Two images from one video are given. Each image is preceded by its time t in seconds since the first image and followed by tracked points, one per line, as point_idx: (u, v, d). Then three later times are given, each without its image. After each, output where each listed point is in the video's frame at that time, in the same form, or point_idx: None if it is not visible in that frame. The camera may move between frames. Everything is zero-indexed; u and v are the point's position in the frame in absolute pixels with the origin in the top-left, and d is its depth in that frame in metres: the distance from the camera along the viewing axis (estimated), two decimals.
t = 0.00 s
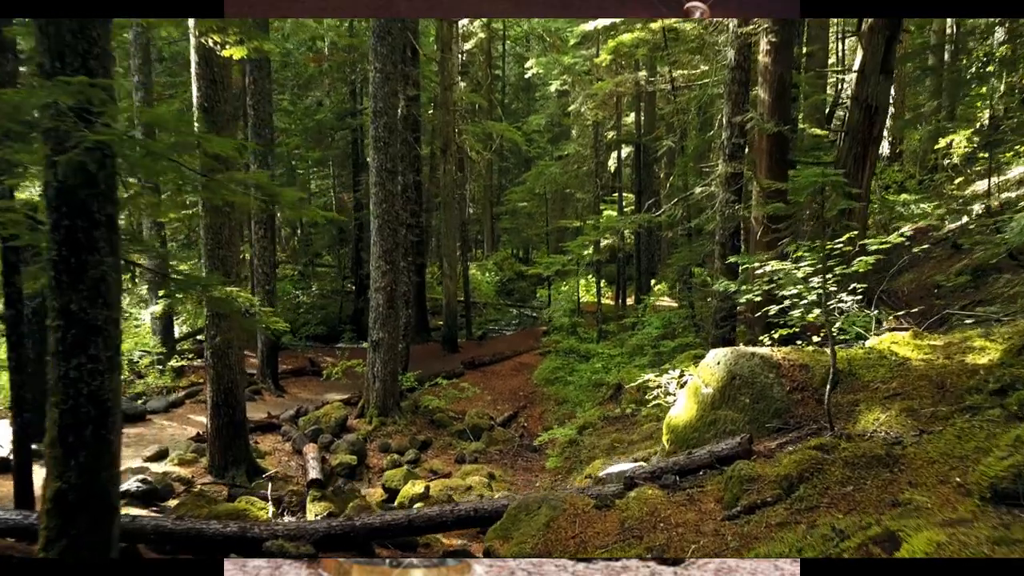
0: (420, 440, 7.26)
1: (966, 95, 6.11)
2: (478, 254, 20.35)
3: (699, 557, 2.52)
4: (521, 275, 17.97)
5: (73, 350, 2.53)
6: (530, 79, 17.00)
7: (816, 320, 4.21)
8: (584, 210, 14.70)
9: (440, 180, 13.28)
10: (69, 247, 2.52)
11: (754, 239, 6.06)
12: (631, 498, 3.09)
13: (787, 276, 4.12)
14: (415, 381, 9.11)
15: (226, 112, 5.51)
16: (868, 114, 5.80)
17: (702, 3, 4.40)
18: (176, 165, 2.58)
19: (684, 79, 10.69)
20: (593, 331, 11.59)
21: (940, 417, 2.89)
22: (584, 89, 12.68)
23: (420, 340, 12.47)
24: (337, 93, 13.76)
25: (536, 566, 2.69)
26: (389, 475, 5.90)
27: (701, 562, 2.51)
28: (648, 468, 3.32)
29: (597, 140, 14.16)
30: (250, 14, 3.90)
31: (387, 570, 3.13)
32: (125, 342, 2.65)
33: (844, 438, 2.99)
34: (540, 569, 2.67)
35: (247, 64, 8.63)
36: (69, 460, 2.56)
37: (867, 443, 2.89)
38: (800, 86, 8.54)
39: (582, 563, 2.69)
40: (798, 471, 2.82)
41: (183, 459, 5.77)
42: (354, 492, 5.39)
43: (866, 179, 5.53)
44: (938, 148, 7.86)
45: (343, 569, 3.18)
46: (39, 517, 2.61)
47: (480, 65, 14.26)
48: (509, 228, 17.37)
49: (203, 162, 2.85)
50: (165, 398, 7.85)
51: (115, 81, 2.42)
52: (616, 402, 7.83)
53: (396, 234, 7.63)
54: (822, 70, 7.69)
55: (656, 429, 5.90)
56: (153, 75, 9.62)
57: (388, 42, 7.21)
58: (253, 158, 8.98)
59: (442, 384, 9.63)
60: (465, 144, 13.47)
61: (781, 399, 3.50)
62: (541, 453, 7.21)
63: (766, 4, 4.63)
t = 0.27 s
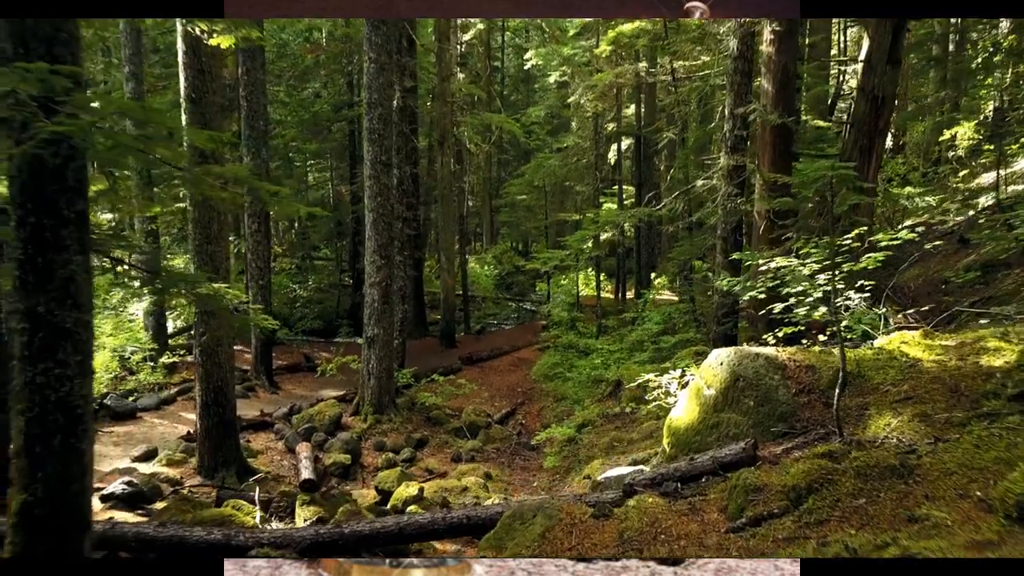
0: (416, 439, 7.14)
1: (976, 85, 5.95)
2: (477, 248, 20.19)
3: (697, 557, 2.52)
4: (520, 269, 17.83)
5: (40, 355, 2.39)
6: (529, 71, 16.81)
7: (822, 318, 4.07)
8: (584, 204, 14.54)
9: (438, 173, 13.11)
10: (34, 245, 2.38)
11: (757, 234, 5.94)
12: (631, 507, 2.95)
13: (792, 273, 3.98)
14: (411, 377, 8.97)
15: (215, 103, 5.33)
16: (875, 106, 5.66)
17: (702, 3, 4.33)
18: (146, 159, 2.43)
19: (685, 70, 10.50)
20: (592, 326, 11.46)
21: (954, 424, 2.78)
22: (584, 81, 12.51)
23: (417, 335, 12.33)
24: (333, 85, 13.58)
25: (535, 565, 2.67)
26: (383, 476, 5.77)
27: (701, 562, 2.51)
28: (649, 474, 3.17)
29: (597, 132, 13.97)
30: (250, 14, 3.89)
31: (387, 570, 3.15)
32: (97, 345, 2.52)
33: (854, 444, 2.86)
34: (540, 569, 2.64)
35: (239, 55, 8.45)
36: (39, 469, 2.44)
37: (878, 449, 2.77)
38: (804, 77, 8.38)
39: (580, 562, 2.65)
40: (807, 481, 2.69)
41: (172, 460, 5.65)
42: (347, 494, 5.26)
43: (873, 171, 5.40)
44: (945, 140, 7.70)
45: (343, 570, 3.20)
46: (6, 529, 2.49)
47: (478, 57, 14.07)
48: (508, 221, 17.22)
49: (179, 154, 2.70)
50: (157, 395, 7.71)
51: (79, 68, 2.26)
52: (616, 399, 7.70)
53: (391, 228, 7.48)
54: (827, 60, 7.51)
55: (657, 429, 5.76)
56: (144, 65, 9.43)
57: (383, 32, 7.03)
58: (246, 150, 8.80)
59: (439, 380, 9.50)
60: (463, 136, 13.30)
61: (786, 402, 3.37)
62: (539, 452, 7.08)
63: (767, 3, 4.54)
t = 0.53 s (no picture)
0: (412, 437, 7.04)
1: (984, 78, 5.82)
2: (476, 241, 20.04)
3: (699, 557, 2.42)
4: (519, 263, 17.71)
5: (8, 360, 2.28)
6: (529, 64, 16.63)
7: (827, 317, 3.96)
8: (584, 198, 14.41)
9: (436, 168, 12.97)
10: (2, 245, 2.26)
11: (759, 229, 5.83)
12: (630, 515, 2.84)
13: (798, 270, 3.86)
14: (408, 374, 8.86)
15: (206, 96, 5.20)
16: (880, 98, 5.53)
17: (702, 3, 4.05)
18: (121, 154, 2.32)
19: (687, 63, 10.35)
20: (592, 322, 11.35)
21: (968, 431, 2.67)
22: (584, 74, 12.35)
23: (415, 331, 12.22)
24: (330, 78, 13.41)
25: (536, 566, 2.56)
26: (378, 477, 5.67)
27: (701, 562, 2.42)
28: (649, 481, 3.08)
29: (596, 126, 13.81)
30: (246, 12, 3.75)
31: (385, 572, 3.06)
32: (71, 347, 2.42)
33: (863, 452, 2.75)
34: (540, 569, 2.53)
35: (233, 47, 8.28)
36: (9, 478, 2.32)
37: (888, 457, 2.66)
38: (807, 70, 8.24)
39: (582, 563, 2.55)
40: (815, 492, 2.59)
41: (162, 460, 5.55)
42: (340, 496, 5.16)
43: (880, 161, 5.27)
44: (950, 134, 7.56)
45: (343, 570, 3.12)
46: None
47: (477, 49, 13.90)
48: (507, 216, 17.09)
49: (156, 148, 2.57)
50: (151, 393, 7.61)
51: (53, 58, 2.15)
52: (616, 397, 7.59)
53: (387, 224, 7.35)
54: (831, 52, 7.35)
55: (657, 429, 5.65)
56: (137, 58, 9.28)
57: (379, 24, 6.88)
58: (240, 144, 8.66)
59: (437, 377, 9.39)
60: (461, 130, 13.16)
61: (791, 405, 3.26)
62: (538, 451, 6.97)
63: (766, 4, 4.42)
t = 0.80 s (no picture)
0: (408, 437, 6.90)
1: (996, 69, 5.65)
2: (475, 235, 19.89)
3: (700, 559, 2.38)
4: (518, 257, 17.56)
5: None
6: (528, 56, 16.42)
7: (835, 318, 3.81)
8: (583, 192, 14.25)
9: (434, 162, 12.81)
10: None
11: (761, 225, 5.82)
12: (630, 527, 2.72)
13: (805, 269, 3.72)
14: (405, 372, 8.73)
15: (194, 87, 5.04)
16: (888, 90, 5.39)
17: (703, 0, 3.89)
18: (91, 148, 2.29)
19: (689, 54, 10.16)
20: (592, 318, 11.22)
21: (987, 441, 2.55)
22: (584, 66, 12.16)
23: (413, 327, 12.08)
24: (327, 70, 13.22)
25: (537, 567, 2.54)
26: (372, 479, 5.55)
27: (701, 563, 2.40)
28: (650, 490, 2.96)
29: (597, 119, 13.64)
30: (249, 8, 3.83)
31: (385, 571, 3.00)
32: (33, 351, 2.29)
33: (875, 463, 2.64)
34: (541, 570, 2.51)
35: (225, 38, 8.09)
36: None
37: (902, 468, 2.55)
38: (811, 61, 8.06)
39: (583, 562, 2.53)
40: (826, 507, 2.47)
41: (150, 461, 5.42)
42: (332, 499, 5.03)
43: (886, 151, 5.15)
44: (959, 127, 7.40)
45: (342, 571, 3.00)
46: None
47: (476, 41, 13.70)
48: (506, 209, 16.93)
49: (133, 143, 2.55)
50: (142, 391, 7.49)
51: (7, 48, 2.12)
52: (616, 395, 7.45)
53: (383, 219, 7.21)
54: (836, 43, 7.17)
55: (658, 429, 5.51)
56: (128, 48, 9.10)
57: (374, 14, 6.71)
58: (234, 137, 8.50)
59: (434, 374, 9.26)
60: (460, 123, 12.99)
61: (798, 411, 3.12)
62: (536, 451, 6.84)
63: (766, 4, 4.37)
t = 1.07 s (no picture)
0: (404, 436, 6.80)
1: (1003, 62, 5.51)
2: (475, 230, 19.76)
3: (698, 557, 2.45)
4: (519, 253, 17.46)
5: None
6: (528, 49, 16.28)
7: (841, 319, 3.72)
8: (584, 187, 14.13)
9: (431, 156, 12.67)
10: None
11: (763, 223, 5.73)
12: (631, 538, 2.65)
13: (811, 269, 3.62)
14: (402, 370, 8.62)
15: (183, 80, 4.94)
16: (895, 83, 5.31)
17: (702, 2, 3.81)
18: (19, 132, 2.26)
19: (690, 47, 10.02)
20: (592, 314, 11.11)
21: (1002, 450, 2.53)
22: (584, 59, 12.01)
23: (411, 323, 11.97)
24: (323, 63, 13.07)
25: (537, 568, 2.55)
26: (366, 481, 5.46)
27: (700, 561, 2.45)
28: (651, 498, 2.87)
29: (597, 114, 13.51)
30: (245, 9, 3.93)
31: (385, 571, 2.99)
32: None
33: (886, 474, 2.64)
34: (540, 570, 2.53)
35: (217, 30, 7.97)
36: None
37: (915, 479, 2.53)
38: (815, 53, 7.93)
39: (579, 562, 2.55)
40: (836, 522, 2.46)
41: (140, 463, 5.31)
42: (326, 502, 4.94)
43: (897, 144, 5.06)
44: (965, 120, 7.27)
45: (344, 572, 2.93)
46: None
47: (475, 34, 13.56)
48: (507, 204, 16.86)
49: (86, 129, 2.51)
50: (133, 391, 7.39)
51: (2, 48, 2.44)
52: (616, 394, 7.34)
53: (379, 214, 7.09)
54: (841, 35, 7.04)
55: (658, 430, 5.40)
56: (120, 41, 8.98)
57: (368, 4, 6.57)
58: (227, 131, 8.39)
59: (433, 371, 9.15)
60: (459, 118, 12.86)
61: (803, 416, 3.05)
62: (535, 451, 6.72)
63: (764, 5, 4.28)
